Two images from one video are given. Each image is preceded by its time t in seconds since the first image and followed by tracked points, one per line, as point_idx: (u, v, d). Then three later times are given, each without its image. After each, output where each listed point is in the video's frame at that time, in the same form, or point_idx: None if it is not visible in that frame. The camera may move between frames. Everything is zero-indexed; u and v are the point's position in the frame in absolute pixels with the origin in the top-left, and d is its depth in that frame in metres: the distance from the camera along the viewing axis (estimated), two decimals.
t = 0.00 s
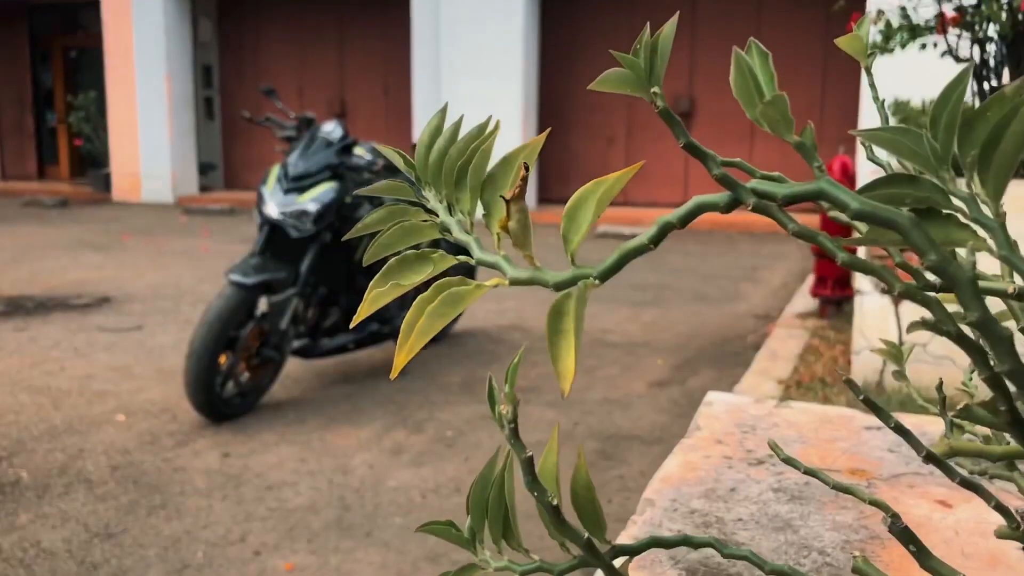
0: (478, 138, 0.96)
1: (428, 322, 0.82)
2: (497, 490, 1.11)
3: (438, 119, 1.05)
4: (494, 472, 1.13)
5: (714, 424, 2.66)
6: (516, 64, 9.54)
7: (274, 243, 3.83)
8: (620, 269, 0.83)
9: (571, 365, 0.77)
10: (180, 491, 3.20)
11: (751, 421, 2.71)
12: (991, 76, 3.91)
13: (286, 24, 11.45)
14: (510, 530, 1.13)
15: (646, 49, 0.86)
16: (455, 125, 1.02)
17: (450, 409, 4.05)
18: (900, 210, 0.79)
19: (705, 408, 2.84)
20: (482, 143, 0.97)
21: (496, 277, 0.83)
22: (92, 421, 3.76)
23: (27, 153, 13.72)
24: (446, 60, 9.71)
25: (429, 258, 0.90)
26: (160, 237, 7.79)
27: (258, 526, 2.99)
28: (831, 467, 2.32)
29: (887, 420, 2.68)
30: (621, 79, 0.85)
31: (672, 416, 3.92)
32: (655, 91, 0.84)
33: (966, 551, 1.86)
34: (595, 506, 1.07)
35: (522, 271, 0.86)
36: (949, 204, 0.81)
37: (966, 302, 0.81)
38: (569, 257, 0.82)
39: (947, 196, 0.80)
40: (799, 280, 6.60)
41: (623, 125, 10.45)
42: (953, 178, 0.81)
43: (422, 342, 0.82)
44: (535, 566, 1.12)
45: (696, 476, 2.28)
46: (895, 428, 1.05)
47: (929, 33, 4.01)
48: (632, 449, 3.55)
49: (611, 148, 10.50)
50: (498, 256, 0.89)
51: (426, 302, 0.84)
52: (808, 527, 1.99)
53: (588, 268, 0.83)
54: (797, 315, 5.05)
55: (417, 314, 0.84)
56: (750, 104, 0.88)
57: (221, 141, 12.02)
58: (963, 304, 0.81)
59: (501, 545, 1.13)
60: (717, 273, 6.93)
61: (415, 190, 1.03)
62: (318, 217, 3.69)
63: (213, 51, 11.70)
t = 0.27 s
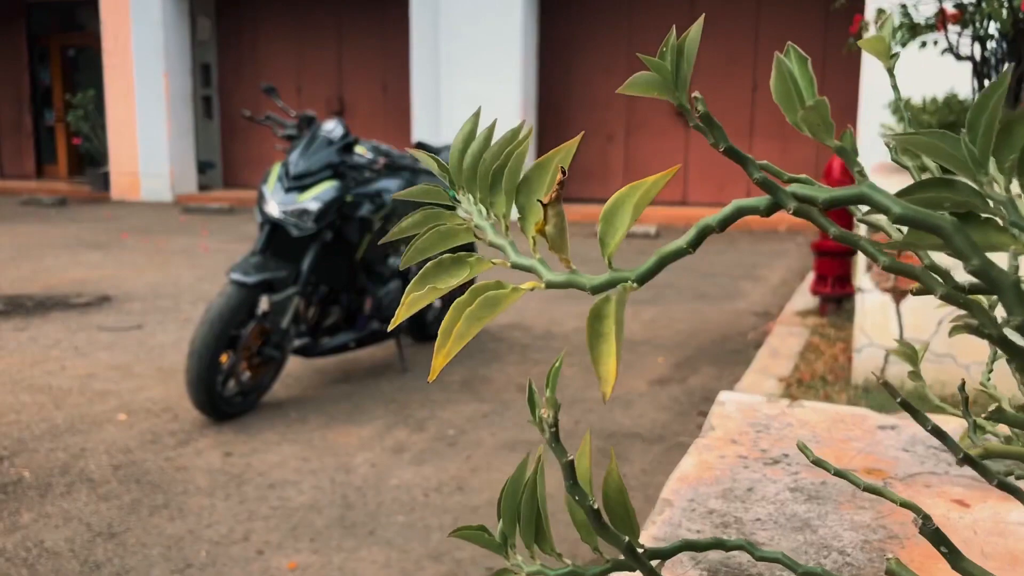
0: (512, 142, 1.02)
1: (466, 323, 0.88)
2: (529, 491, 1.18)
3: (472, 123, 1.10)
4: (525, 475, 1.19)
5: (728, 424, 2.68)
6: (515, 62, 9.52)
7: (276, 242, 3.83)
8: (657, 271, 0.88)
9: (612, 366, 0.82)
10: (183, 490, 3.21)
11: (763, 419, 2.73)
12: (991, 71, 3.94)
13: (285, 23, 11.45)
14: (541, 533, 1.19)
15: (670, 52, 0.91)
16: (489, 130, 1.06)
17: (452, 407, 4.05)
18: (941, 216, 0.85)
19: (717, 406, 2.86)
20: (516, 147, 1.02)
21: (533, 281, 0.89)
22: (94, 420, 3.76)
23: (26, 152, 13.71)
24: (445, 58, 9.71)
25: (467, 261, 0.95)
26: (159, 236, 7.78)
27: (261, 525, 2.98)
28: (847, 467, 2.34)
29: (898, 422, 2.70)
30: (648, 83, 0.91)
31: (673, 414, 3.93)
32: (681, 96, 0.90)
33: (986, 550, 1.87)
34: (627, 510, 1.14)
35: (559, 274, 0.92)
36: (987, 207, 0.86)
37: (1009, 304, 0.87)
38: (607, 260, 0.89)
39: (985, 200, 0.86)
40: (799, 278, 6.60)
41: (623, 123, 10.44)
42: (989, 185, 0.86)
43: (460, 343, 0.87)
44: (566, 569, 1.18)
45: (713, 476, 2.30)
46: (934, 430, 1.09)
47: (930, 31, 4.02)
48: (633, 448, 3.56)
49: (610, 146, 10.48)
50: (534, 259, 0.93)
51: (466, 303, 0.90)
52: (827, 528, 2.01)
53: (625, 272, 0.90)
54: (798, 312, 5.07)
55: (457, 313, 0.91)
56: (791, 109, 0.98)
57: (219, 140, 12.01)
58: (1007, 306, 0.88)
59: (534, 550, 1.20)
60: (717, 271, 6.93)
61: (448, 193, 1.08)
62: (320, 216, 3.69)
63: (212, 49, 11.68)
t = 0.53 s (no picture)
0: (535, 161, 1.05)
1: (496, 342, 0.91)
2: (562, 500, 1.21)
3: (493, 140, 1.11)
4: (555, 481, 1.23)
5: (742, 428, 2.70)
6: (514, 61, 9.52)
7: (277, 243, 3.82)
8: (687, 291, 0.89)
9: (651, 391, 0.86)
10: (186, 491, 3.21)
11: (775, 423, 2.74)
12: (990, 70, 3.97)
13: (283, 23, 11.44)
14: (573, 539, 1.23)
15: (694, 65, 0.91)
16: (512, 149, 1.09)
17: (454, 407, 4.06)
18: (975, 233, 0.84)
19: (727, 412, 2.90)
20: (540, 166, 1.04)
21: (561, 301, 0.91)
22: (96, 421, 3.76)
23: (25, 152, 13.69)
24: (445, 58, 9.71)
25: (493, 279, 0.97)
26: (159, 236, 7.78)
27: (265, 526, 2.99)
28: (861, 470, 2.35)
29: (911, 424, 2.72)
30: (673, 96, 0.92)
31: (674, 414, 3.93)
32: (706, 109, 0.90)
33: (1003, 554, 1.88)
34: (659, 515, 1.16)
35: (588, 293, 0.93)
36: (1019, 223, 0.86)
37: None
38: (638, 280, 0.90)
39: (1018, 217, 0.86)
40: (798, 277, 6.61)
41: (622, 123, 10.43)
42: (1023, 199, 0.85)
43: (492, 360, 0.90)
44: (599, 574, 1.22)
45: (728, 480, 2.32)
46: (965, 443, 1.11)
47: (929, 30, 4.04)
48: (635, 447, 3.56)
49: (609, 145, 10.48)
50: (561, 277, 0.96)
51: (497, 321, 0.93)
52: (844, 531, 2.03)
53: (656, 292, 0.90)
54: (798, 311, 5.07)
55: (488, 330, 0.93)
56: (825, 128, 0.92)
57: (218, 140, 12.00)
58: None
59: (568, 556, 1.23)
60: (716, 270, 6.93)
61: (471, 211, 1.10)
62: (321, 217, 3.69)
63: (211, 50, 11.69)
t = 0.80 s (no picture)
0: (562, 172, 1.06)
1: (525, 350, 0.92)
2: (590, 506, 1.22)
3: (520, 150, 1.12)
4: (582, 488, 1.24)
5: (752, 430, 2.71)
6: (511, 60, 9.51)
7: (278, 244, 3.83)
8: (716, 299, 0.91)
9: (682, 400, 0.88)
10: (189, 492, 3.22)
11: (785, 425, 2.75)
12: (990, 69, 4.00)
13: (281, 24, 11.43)
14: (601, 544, 1.23)
15: (714, 75, 0.94)
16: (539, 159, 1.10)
17: (455, 407, 4.07)
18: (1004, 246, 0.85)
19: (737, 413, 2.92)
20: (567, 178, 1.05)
21: (589, 310, 0.92)
22: (98, 423, 3.76)
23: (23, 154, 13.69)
24: (442, 59, 9.72)
25: (521, 288, 0.99)
26: (159, 237, 7.79)
27: (268, 527, 3.00)
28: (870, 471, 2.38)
29: (918, 426, 2.74)
30: (697, 108, 0.94)
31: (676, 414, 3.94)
32: (726, 119, 0.93)
33: (1016, 554, 1.91)
34: (686, 521, 1.18)
35: (617, 301, 0.95)
36: None
37: None
38: (666, 289, 0.92)
39: None
40: (798, 276, 6.61)
41: (620, 122, 10.42)
42: None
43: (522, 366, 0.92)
44: None
45: (740, 482, 2.35)
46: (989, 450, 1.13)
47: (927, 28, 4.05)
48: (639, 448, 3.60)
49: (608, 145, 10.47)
50: (588, 285, 0.97)
51: (527, 329, 0.95)
52: (857, 534, 2.06)
53: (686, 301, 0.93)
54: (798, 311, 5.08)
55: (518, 338, 0.95)
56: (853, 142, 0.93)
57: (217, 141, 12.00)
58: None
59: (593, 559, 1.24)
60: (716, 269, 6.93)
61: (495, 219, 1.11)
62: (322, 218, 3.70)
63: (209, 51, 11.71)
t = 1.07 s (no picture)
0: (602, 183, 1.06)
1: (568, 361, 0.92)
2: (625, 520, 1.16)
3: (560, 164, 1.12)
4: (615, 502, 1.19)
5: (768, 435, 2.71)
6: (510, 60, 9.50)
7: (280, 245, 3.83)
8: (759, 310, 0.91)
9: (731, 412, 0.87)
10: (192, 494, 3.22)
11: (801, 430, 2.76)
12: (989, 68, 4.01)
13: (281, 25, 11.43)
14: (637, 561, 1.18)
15: (746, 86, 0.94)
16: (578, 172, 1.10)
17: (457, 407, 4.07)
18: None
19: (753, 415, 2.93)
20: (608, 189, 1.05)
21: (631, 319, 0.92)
22: (100, 425, 3.76)
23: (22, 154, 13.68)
24: (441, 59, 9.74)
25: (563, 297, 0.98)
26: (159, 238, 7.79)
27: (272, 529, 3.00)
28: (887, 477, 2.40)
29: (933, 429, 2.75)
30: (728, 118, 0.93)
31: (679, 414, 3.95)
32: (758, 130, 0.92)
33: None
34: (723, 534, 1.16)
35: (657, 311, 0.94)
36: None
37: None
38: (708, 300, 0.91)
39: None
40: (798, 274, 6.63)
41: (619, 121, 10.43)
42: None
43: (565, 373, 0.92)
44: None
45: (758, 488, 2.37)
46: None
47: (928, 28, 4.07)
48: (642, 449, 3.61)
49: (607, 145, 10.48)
50: (627, 296, 0.96)
51: (571, 338, 0.94)
52: (878, 540, 2.08)
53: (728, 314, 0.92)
54: (798, 310, 5.09)
55: (560, 348, 0.95)
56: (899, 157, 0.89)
57: (216, 142, 12.01)
58: None
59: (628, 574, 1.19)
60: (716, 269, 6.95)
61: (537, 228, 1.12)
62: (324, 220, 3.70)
63: (208, 51, 11.72)
